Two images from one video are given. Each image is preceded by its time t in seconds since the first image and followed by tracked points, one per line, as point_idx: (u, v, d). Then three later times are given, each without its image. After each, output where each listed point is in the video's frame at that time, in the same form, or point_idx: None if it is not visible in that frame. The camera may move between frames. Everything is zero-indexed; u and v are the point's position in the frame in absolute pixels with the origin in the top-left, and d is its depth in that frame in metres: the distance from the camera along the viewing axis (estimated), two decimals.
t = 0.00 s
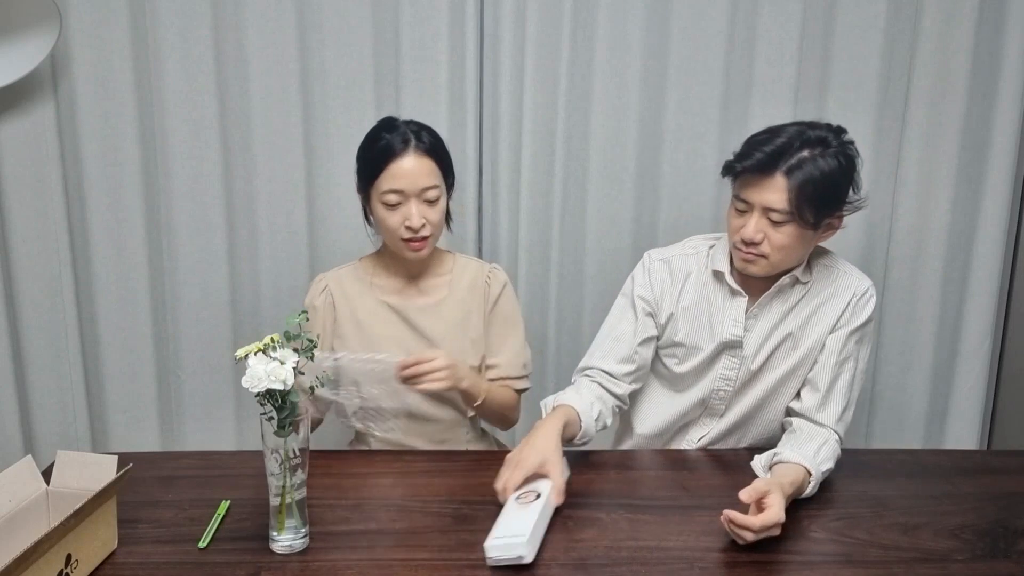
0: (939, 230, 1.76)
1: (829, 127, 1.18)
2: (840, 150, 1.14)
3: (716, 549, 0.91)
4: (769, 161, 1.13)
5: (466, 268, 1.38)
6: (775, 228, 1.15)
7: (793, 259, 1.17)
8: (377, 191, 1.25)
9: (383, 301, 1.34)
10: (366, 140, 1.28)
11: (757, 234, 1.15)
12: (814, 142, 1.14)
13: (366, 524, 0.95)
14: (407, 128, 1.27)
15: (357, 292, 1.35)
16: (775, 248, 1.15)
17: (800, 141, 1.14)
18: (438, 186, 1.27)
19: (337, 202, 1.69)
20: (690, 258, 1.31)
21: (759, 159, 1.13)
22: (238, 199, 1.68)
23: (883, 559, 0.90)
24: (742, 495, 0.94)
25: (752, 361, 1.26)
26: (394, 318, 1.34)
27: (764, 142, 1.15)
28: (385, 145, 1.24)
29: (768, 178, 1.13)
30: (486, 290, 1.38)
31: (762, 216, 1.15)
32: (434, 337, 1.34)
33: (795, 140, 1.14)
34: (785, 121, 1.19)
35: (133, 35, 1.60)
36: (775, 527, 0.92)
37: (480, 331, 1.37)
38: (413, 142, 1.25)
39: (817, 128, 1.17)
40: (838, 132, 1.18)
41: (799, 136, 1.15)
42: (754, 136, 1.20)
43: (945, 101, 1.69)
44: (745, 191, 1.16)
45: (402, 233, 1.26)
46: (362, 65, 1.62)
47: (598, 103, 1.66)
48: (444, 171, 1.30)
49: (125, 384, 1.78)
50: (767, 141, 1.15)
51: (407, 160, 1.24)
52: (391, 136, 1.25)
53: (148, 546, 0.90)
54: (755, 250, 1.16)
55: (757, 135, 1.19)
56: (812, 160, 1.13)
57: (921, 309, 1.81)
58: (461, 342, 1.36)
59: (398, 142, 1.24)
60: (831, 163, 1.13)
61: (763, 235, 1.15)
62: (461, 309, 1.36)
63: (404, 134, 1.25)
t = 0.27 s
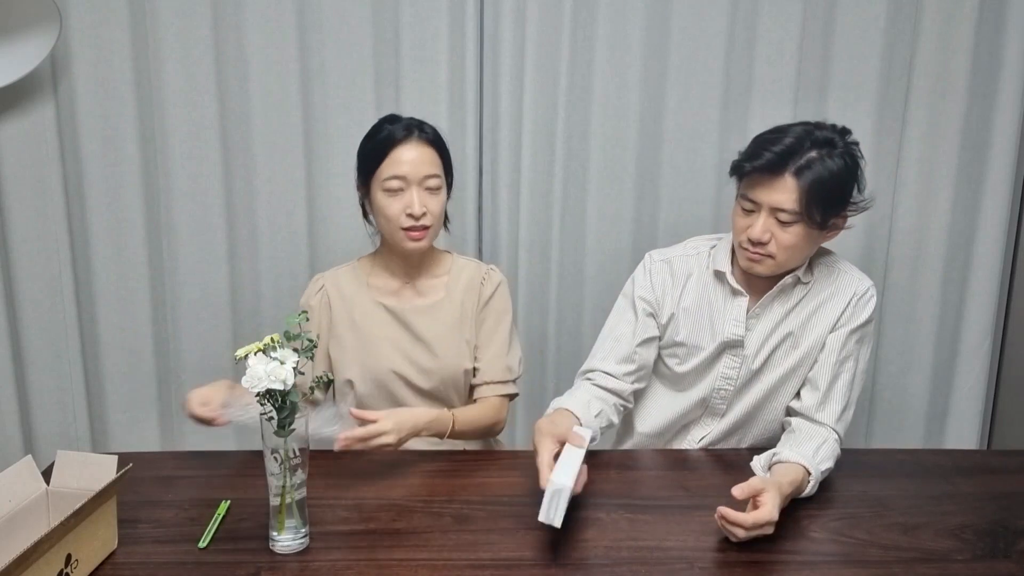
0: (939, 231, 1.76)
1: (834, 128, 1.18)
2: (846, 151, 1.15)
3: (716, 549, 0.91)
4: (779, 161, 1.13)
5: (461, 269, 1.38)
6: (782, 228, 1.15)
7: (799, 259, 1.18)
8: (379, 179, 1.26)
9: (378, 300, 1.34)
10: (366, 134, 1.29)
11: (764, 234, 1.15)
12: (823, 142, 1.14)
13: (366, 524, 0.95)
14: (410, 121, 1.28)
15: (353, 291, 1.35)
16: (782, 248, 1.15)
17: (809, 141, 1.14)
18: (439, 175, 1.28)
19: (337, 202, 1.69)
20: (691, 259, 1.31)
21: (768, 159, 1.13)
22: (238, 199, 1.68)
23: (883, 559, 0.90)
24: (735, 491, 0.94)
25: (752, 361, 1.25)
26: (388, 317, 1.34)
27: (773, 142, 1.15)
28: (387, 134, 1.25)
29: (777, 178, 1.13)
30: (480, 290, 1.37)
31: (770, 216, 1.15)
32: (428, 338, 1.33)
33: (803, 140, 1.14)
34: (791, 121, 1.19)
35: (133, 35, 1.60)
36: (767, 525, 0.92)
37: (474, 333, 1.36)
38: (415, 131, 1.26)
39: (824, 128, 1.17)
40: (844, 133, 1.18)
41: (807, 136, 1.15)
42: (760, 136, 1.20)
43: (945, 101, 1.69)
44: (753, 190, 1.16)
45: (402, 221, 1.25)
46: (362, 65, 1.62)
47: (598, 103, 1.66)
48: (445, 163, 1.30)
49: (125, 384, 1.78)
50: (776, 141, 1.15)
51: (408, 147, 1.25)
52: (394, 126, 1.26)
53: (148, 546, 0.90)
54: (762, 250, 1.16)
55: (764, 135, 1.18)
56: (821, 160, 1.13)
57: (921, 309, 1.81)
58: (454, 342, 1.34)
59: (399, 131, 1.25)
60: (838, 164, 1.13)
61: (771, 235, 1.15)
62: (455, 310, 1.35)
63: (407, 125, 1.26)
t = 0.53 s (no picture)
0: (939, 231, 1.76)
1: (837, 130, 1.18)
2: (848, 153, 1.15)
3: (716, 549, 0.91)
4: (782, 163, 1.12)
5: (468, 273, 1.37)
6: (784, 230, 1.15)
7: (799, 260, 1.18)
8: (383, 170, 1.27)
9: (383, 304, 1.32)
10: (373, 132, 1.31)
11: (766, 235, 1.14)
12: (825, 144, 1.14)
13: (367, 524, 0.95)
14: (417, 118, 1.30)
15: (358, 293, 1.33)
16: (783, 250, 1.15)
17: (811, 143, 1.14)
18: (443, 169, 1.28)
19: (337, 202, 1.69)
20: (691, 260, 1.32)
21: (771, 161, 1.13)
22: (238, 199, 1.68)
23: (883, 559, 0.90)
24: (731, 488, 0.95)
25: (752, 362, 1.25)
26: (393, 321, 1.33)
27: (776, 143, 1.14)
28: (391, 128, 1.27)
29: (780, 180, 1.13)
30: (486, 294, 1.37)
31: (772, 218, 1.14)
32: (434, 343, 1.32)
33: (806, 142, 1.14)
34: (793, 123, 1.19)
35: (133, 35, 1.60)
36: (766, 523, 0.92)
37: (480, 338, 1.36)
38: (418, 125, 1.28)
39: (826, 130, 1.17)
40: (846, 135, 1.18)
41: (809, 138, 1.15)
42: (762, 136, 1.19)
43: (945, 101, 1.69)
44: (755, 192, 1.16)
45: (403, 210, 1.25)
46: (362, 65, 1.62)
47: (598, 103, 1.66)
48: (450, 158, 1.31)
49: (125, 384, 1.78)
50: (778, 143, 1.15)
51: (411, 139, 1.26)
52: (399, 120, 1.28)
53: (149, 546, 0.90)
54: (763, 252, 1.16)
55: (767, 136, 1.18)
56: (823, 162, 1.13)
57: (921, 309, 1.81)
58: (460, 347, 1.34)
59: (403, 123, 1.27)
60: (840, 166, 1.13)
61: (773, 237, 1.15)
62: (462, 314, 1.34)
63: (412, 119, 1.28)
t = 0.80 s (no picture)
0: (940, 231, 1.76)
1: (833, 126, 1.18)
2: (845, 149, 1.15)
3: (716, 548, 0.91)
4: (779, 159, 1.12)
5: (485, 278, 1.37)
6: (782, 227, 1.15)
7: (797, 258, 1.18)
8: (402, 171, 1.26)
9: (400, 304, 1.32)
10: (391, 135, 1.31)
11: (764, 232, 1.15)
12: (822, 140, 1.14)
13: (366, 524, 0.95)
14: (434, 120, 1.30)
15: (375, 292, 1.33)
16: (781, 247, 1.15)
17: (808, 139, 1.14)
18: (463, 168, 1.28)
19: (337, 202, 1.69)
20: (690, 262, 1.31)
21: (768, 157, 1.13)
22: (238, 199, 1.68)
23: (883, 559, 0.90)
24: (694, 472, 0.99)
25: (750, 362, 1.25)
26: (408, 322, 1.33)
27: (773, 139, 1.14)
28: (410, 128, 1.27)
29: (778, 177, 1.13)
30: (503, 300, 1.36)
31: (769, 215, 1.14)
32: (449, 346, 1.32)
33: (803, 138, 1.14)
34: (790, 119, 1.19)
35: (133, 35, 1.60)
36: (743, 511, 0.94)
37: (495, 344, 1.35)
38: (438, 126, 1.28)
39: (823, 127, 1.17)
40: (843, 131, 1.18)
41: (806, 134, 1.15)
42: (760, 133, 1.19)
43: (945, 101, 1.69)
44: (753, 188, 1.15)
45: (424, 210, 1.24)
46: (362, 65, 1.62)
47: (598, 103, 1.66)
48: (469, 158, 1.31)
49: (125, 384, 1.78)
50: (776, 139, 1.15)
51: (429, 139, 1.26)
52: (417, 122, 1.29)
53: (148, 546, 0.90)
54: (761, 249, 1.16)
55: (764, 132, 1.18)
56: (820, 158, 1.13)
57: (921, 309, 1.81)
58: (474, 352, 1.34)
59: (421, 124, 1.28)
60: (837, 162, 1.13)
61: (770, 234, 1.15)
62: (477, 319, 1.34)
63: (430, 120, 1.29)
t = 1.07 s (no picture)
0: (940, 231, 1.76)
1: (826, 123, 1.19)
2: (839, 146, 1.15)
3: (717, 549, 0.91)
4: (775, 158, 1.12)
5: (521, 287, 1.37)
6: (782, 226, 1.14)
7: (798, 256, 1.17)
8: (448, 177, 1.26)
9: (439, 302, 1.32)
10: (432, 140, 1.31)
11: (764, 232, 1.14)
12: (814, 137, 1.15)
13: (366, 524, 0.95)
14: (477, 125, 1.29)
15: (416, 287, 1.33)
16: (782, 246, 1.15)
17: (801, 137, 1.14)
18: (506, 174, 1.27)
19: (337, 202, 1.69)
20: (687, 266, 1.30)
21: (764, 157, 1.13)
22: (239, 199, 1.69)
23: (883, 559, 0.90)
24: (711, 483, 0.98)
25: (751, 364, 1.25)
26: (444, 321, 1.32)
27: (767, 139, 1.15)
28: (455, 135, 1.26)
29: (775, 176, 1.13)
30: (537, 310, 1.37)
31: (768, 214, 1.14)
32: (483, 350, 1.33)
33: (797, 136, 1.14)
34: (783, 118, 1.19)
35: (133, 35, 1.60)
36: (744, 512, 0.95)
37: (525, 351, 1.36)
38: (482, 132, 1.27)
39: (816, 124, 1.17)
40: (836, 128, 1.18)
41: (800, 132, 1.15)
42: (753, 134, 1.19)
43: (945, 101, 1.69)
44: (750, 189, 1.15)
45: (469, 216, 1.24)
46: (362, 65, 1.62)
47: (598, 103, 1.66)
48: (513, 164, 1.30)
49: (125, 384, 1.78)
50: (770, 138, 1.15)
51: (473, 146, 1.26)
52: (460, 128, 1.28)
53: (148, 546, 0.90)
54: (762, 249, 1.16)
55: (758, 132, 1.18)
56: (816, 156, 1.13)
57: (921, 309, 1.81)
58: (505, 358, 1.34)
59: (466, 131, 1.27)
60: (833, 159, 1.13)
61: (771, 233, 1.15)
62: (510, 326, 1.35)
63: (474, 127, 1.28)
